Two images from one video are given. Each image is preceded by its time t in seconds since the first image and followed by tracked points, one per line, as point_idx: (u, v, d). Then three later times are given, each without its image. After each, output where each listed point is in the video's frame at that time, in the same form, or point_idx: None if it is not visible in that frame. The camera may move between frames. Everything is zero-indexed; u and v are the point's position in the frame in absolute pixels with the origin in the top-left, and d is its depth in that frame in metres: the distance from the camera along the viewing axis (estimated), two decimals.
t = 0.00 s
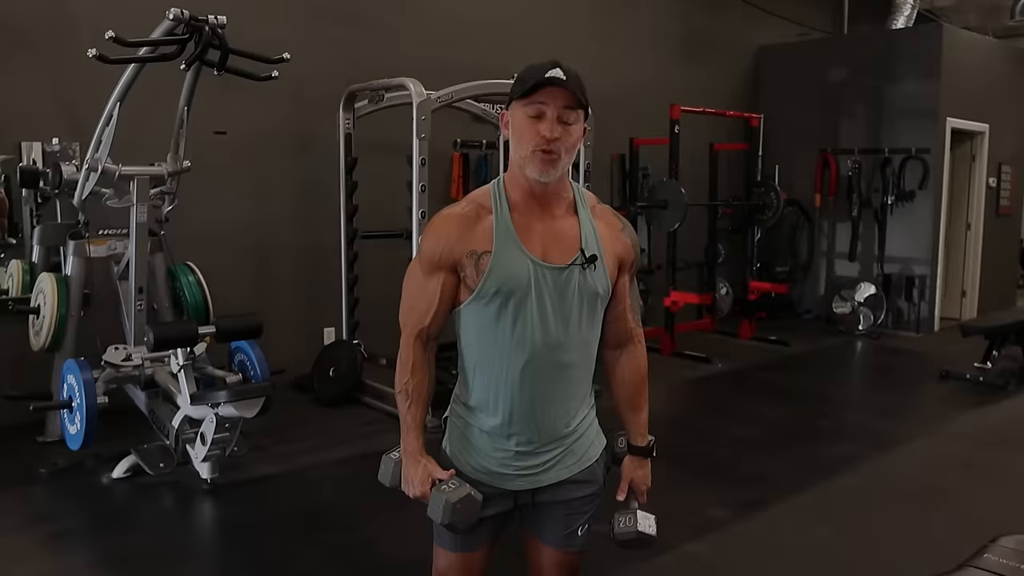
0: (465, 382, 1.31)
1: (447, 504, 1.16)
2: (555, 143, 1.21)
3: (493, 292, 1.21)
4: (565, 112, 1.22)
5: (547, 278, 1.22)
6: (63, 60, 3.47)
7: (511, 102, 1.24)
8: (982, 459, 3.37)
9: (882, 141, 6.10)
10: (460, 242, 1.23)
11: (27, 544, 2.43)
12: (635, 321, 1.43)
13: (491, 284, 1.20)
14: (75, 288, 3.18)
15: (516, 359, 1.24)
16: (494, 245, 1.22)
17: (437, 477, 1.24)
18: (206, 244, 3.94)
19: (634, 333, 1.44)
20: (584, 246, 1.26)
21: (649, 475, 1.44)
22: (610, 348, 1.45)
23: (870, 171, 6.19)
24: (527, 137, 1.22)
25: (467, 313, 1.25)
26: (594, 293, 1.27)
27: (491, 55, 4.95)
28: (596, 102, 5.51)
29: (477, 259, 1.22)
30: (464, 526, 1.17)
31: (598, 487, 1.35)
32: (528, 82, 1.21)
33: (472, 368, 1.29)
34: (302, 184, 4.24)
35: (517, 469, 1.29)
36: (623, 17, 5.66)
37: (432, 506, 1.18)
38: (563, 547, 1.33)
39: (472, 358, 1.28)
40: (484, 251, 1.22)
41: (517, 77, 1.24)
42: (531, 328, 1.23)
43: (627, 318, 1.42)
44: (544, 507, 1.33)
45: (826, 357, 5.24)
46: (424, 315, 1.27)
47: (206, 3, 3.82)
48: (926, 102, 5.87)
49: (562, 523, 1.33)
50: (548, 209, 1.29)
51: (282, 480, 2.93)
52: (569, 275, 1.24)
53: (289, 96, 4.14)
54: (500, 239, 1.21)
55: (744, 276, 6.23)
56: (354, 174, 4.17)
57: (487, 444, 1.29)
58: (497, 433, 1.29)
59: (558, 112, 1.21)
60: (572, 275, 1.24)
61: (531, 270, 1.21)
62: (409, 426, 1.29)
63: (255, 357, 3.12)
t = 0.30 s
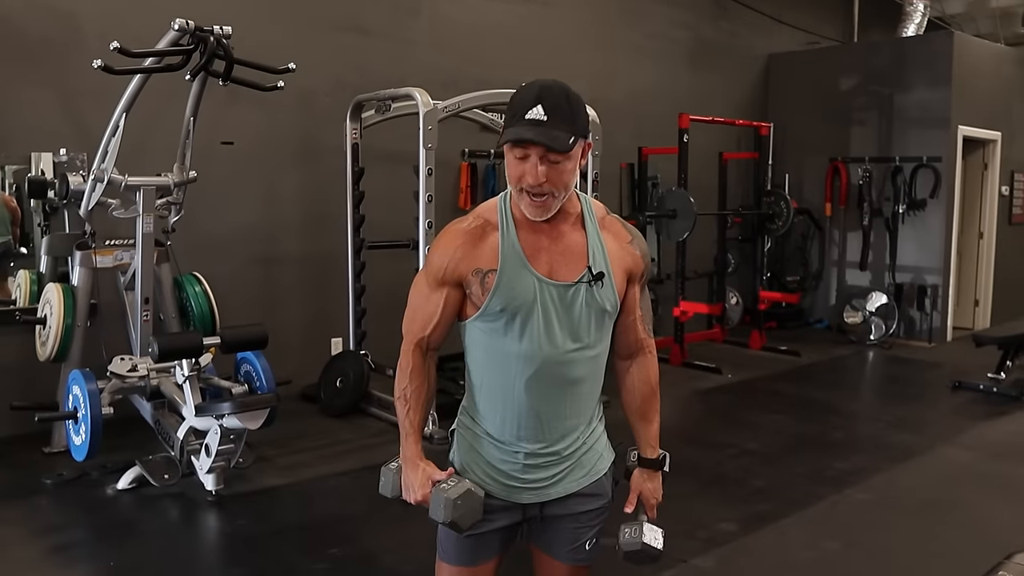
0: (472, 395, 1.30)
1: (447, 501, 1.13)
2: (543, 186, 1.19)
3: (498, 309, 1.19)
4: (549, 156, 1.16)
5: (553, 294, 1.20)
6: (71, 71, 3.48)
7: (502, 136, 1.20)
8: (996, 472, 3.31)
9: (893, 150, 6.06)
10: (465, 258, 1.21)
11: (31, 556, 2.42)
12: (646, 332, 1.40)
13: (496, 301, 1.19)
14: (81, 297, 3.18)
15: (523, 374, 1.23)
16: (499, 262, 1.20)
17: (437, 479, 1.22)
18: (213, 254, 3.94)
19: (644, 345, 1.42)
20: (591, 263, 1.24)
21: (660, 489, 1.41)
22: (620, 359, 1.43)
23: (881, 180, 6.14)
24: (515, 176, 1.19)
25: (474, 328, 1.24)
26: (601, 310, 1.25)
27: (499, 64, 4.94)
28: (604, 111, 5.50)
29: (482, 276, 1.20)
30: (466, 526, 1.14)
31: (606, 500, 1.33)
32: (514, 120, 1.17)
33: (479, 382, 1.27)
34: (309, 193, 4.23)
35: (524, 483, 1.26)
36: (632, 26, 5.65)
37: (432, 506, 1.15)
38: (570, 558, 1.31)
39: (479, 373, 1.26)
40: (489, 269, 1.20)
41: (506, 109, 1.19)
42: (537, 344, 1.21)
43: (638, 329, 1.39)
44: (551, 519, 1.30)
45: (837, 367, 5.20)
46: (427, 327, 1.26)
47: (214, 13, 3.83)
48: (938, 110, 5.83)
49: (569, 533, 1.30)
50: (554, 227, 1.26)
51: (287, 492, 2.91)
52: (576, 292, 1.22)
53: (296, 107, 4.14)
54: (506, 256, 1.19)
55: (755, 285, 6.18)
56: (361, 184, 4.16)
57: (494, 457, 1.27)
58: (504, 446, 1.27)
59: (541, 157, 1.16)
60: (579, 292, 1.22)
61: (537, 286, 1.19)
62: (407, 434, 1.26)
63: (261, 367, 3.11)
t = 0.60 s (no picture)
0: (466, 401, 1.28)
1: (409, 527, 1.10)
2: (527, 198, 1.17)
3: (489, 317, 1.17)
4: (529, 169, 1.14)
5: (544, 302, 1.18)
6: (74, 74, 3.47)
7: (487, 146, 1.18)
8: (1006, 477, 3.27)
9: (901, 151, 6.02)
10: (455, 264, 1.19)
11: (31, 561, 2.41)
12: (643, 340, 1.38)
13: (486, 308, 1.17)
14: (83, 301, 3.17)
15: (515, 382, 1.21)
16: (489, 268, 1.18)
17: (411, 498, 1.19)
18: (215, 258, 3.93)
19: (642, 353, 1.39)
20: (583, 271, 1.21)
21: (661, 498, 1.39)
22: (617, 368, 1.41)
23: (889, 181, 6.10)
24: (499, 187, 1.17)
25: (466, 335, 1.22)
26: (593, 318, 1.22)
27: (503, 67, 4.93)
28: (609, 113, 5.48)
29: (473, 282, 1.19)
30: (435, 553, 1.11)
31: (602, 507, 1.30)
32: (495, 132, 1.16)
33: (471, 389, 1.25)
34: (313, 197, 4.22)
35: (517, 490, 1.24)
36: (637, 28, 5.62)
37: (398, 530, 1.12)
38: (566, 569, 1.29)
39: (471, 380, 1.24)
40: (480, 276, 1.18)
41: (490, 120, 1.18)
42: (528, 352, 1.19)
43: (635, 338, 1.37)
44: (545, 528, 1.28)
45: (845, 370, 5.16)
46: (418, 334, 1.23)
47: (216, 16, 3.82)
48: (946, 111, 5.78)
49: (563, 544, 1.28)
50: (548, 233, 1.24)
51: (289, 497, 2.90)
52: (567, 300, 1.20)
53: (300, 110, 4.13)
54: (496, 263, 1.17)
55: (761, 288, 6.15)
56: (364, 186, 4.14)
57: (486, 464, 1.25)
58: (497, 454, 1.25)
59: (522, 171, 1.14)
60: (570, 300, 1.20)
61: (527, 294, 1.17)
62: (393, 446, 1.24)
63: (263, 371, 3.09)
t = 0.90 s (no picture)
0: (452, 408, 1.25)
1: (405, 540, 1.09)
2: (506, 186, 1.14)
3: (473, 321, 1.15)
4: (511, 154, 1.12)
5: (528, 305, 1.16)
6: (74, 77, 3.46)
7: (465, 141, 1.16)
8: (1017, 475, 3.23)
9: (908, 146, 5.97)
10: (436, 268, 1.18)
11: (34, 566, 2.40)
12: (631, 336, 1.36)
13: (469, 313, 1.15)
14: (85, 304, 3.16)
15: (501, 387, 1.18)
16: (471, 272, 1.15)
17: (406, 509, 1.17)
18: (218, 260, 3.92)
19: (630, 350, 1.37)
20: (568, 271, 1.19)
21: (653, 495, 1.38)
22: (605, 365, 1.38)
23: (896, 177, 6.05)
24: (478, 178, 1.15)
25: (450, 341, 1.20)
26: (579, 319, 1.20)
27: (505, 65, 4.90)
28: (613, 111, 5.45)
29: (455, 287, 1.16)
30: (430, 564, 1.10)
31: (594, 509, 1.29)
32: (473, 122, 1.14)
33: (458, 395, 1.23)
34: (315, 197, 4.21)
35: (507, 496, 1.22)
36: (640, 25, 5.59)
37: (392, 543, 1.11)
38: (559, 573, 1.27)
39: (458, 386, 1.22)
40: (461, 280, 1.16)
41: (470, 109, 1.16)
42: (515, 356, 1.17)
43: (622, 334, 1.35)
44: (537, 532, 1.26)
45: (853, 367, 5.12)
46: (402, 343, 1.22)
47: (217, 17, 3.81)
48: (953, 106, 5.73)
49: (556, 548, 1.26)
50: (529, 233, 1.22)
51: (293, 500, 2.88)
52: (552, 302, 1.18)
53: (302, 110, 4.11)
54: (478, 267, 1.15)
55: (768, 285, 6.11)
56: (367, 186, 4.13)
57: (474, 471, 1.23)
58: (485, 460, 1.22)
59: (504, 155, 1.12)
60: (556, 301, 1.18)
61: (511, 297, 1.15)
62: (383, 456, 1.23)
63: (266, 373, 3.07)
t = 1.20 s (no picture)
0: (450, 413, 1.24)
1: (428, 548, 1.09)
2: (493, 172, 1.13)
3: (467, 325, 1.13)
4: (499, 137, 1.11)
5: (520, 305, 1.15)
6: (83, 73, 3.46)
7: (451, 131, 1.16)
8: None
9: (923, 139, 5.90)
10: (424, 275, 1.16)
11: (45, 562, 2.41)
12: (623, 327, 1.35)
13: (463, 317, 1.13)
14: (95, 301, 3.17)
15: (498, 389, 1.17)
16: (460, 277, 1.14)
17: (423, 518, 1.18)
18: (228, 256, 3.91)
19: (623, 340, 1.36)
20: (557, 267, 1.18)
21: (649, 490, 1.36)
22: (598, 357, 1.37)
23: (910, 170, 5.99)
24: (464, 167, 1.14)
25: (444, 346, 1.18)
26: (573, 314, 1.19)
27: (515, 59, 4.87)
28: (624, 105, 5.41)
29: (445, 293, 1.15)
30: (453, 569, 1.10)
31: (600, 506, 1.27)
32: (459, 110, 1.13)
33: (455, 400, 1.21)
34: (325, 193, 4.20)
35: (512, 497, 1.20)
36: (651, 18, 5.55)
37: (416, 553, 1.11)
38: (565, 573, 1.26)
39: (454, 391, 1.20)
40: (451, 285, 1.14)
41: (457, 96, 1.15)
42: (511, 357, 1.16)
43: (614, 325, 1.33)
44: (543, 532, 1.25)
45: (868, 362, 5.07)
46: (397, 352, 1.20)
47: (226, 12, 3.80)
48: (969, 97, 5.65)
49: (562, 549, 1.25)
50: (516, 230, 1.21)
51: (302, 497, 2.88)
52: (545, 299, 1.16)
53: (312, 106, 4.10)
54: (466, 270, 1.13)
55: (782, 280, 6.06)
56: (377, 182, 4.11)
57: (477, 475, 1.21)
58: (486, 462, 1.21)
59: (492, 138, 1.11)
60: (548, 298, 1.17)
61: (503, 298, 1.14)
62: (392, 467, 1.22)
63: (276, 370, 3.07)
